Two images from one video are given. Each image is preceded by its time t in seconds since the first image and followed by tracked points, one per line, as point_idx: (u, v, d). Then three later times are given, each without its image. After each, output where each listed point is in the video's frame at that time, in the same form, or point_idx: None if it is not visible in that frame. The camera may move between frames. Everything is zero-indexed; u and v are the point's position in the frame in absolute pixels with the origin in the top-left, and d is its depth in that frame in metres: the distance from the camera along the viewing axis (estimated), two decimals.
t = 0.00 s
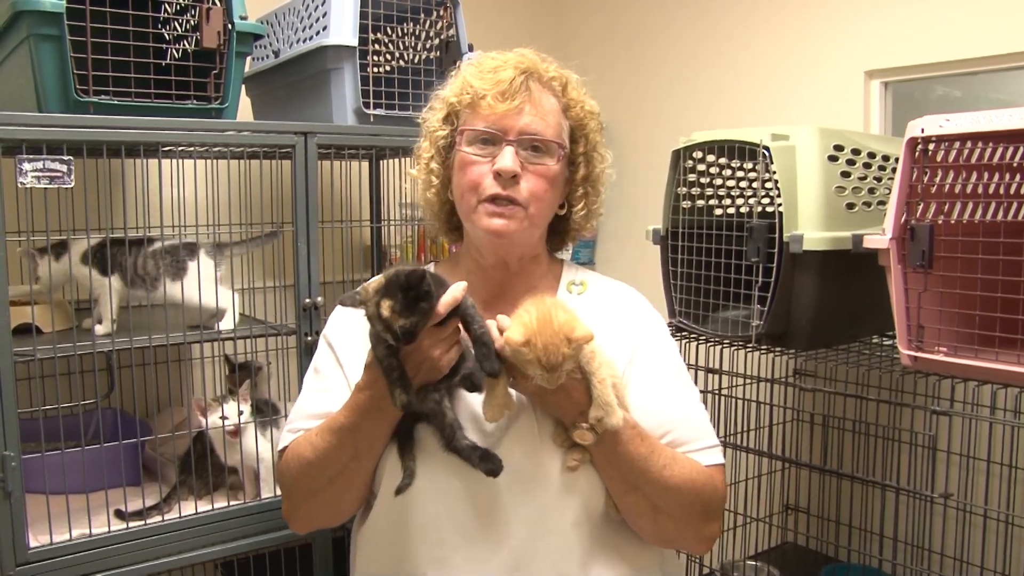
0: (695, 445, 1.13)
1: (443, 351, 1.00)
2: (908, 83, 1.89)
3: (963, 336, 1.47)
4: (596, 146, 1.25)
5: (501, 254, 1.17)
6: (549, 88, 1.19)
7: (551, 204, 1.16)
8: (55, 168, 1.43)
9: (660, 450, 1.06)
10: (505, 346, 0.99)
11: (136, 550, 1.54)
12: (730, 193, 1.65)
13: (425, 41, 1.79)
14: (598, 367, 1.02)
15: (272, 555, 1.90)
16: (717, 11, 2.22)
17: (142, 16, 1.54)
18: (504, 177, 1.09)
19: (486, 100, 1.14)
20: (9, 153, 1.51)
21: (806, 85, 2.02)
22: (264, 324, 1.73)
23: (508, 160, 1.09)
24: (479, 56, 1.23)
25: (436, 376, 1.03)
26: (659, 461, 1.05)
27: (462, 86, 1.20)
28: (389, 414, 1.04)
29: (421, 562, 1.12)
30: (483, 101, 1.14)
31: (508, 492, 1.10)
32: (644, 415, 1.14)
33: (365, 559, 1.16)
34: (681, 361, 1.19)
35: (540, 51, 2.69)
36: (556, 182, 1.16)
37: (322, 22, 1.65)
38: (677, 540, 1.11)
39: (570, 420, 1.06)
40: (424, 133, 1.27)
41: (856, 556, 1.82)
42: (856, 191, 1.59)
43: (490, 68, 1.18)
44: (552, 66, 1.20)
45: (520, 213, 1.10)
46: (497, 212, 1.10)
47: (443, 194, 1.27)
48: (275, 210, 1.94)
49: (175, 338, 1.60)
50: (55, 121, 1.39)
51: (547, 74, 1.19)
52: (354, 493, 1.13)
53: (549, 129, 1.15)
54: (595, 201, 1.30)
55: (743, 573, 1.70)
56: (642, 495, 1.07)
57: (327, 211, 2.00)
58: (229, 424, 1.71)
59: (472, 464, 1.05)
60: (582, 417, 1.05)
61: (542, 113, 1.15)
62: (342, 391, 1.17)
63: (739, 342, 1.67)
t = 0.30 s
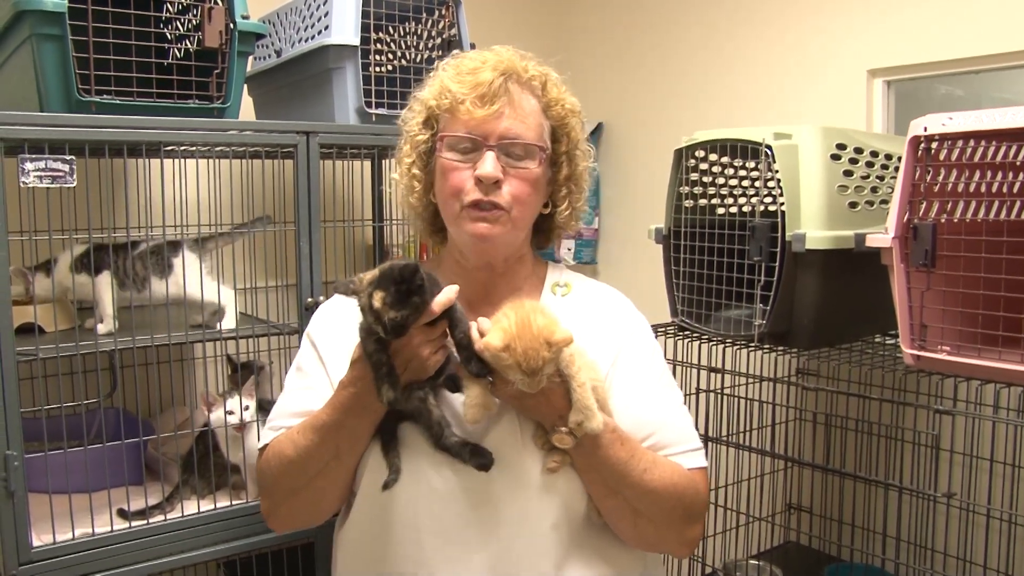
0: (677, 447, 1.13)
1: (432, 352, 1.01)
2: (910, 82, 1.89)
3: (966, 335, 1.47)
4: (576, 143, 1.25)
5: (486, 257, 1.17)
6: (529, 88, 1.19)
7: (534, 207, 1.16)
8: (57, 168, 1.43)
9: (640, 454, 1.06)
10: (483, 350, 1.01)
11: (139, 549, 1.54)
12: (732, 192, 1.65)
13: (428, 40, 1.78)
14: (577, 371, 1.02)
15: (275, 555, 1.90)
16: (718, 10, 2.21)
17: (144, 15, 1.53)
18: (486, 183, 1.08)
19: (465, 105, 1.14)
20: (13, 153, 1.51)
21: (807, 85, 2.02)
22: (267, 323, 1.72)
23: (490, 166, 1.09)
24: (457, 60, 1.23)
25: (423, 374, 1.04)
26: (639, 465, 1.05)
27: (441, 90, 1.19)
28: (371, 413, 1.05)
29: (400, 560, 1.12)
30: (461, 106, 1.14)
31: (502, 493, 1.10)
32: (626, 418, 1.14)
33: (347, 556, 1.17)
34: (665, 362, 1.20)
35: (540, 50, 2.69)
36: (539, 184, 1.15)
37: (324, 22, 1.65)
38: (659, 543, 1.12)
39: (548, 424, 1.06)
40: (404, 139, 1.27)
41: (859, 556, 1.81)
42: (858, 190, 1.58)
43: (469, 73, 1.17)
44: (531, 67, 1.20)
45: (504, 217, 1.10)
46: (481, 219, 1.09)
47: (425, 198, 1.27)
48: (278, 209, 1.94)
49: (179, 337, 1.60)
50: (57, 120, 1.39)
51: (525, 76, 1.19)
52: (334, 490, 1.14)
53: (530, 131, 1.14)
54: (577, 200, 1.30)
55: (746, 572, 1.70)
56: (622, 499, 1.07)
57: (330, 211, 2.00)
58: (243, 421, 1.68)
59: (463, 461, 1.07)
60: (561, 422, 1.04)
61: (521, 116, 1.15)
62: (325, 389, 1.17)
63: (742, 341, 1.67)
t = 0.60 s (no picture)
0: (654, 459, 1.12)
1: (398, 350, 1.07)
2: (919, 82, 1.88)
3: (973, 336, 1.46)
4: (554, 141, 1.25)
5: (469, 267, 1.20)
6: (503, 88, 1.19)
7: (516, 207, 1.16)
8: (64, 167, 1.43)
9: (609, 464, 1.05)
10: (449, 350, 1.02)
11: (146, 547, 1.54)
12: (739, 192, 1.64)
13: (434, 39, 1.79)
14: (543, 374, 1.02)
15: (281, 554, 1.90)
16: (722, 10, 2.21)
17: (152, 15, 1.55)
18: (463, 186, 1.09)
19: (436, 111, 1.15)
20: (21, 151, 1.52)
21: (811, 85, 2.02)
22: (274, 322, 1.72)
23: (466, 168, 1.10)
24: (429, 68, 1.24)
25: (390, 375, 1.09)
26: (608, 474, 1.04)
27: (413, 97, 1.21)
28: (338, 412, 1.10)
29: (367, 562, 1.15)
30: (432, 110, 1.16)
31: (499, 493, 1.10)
32: (604, 426, 1.13)
33: (320, 558, 1.21)
34: (649, 371, 1.18)
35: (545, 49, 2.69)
36: (517, 184, 1.15)
37: (331, 21, 1.65)
38: (633, 556, 1.10)
39: (515, 429, 1.07)
40: (382, 148, 1.30)
41: (866, 556, 1.81)
42: (866, 190, 1.58)
43: (439, 78, 1.19)
44: (503, 67, 1.21)
45: (483, 220, 1.11)
46: (462, 224, 1.11)
47: (406, 208, 1.30)
48: (285, 208, 1.95)
49: (187, 335, 1.60)
50: (63, 120, 1.39)
51: (495, 75, 1.19)
52: (306, 493, 1.19)
53: (504, 131, 1.15)
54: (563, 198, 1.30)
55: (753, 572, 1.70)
56: (592, 509, 1.06)
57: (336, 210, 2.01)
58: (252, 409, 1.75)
59: (433, 463, 1.09)
60: (526, 427, 1.05)
61: (494, 117, 1.15)
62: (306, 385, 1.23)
63: (749, 341, 1.67)
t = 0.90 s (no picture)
0: (642, 465, 1.09)
1: (379, 343, 1.11)
2: (936, 80, 1.87)
3: (992, 336, 1.46)
4: (548, 135, 1.23)
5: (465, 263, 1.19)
6: (492, 85, 1.19)
7: (509, 203, 1.16)
8: (82, 165, 1.43)
9: (590, 469, 1.03)
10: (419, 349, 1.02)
11: (162, 544, 1.55)
12: (755, 191, 1.64)
13: (449, 38, 1.79)
14: (518, 374, 1.00)
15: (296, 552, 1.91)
16: (736, 9, 2.21)
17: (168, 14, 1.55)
18: (452, 185, 1.09)
19: (423, 113, 1.16)
20: (41, 150, 1.53)
21: (826, 84, 2.02)
22: (289, 320, 1.71)
23: (454, 167, 1.10)
24: (421, 69, 1.24)
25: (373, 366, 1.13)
26: (588, 479, 1.02)
27: (403, 102, 1.22)
28: (324, 402, 1.15)
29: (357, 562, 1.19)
30: (421, 113, 1.16)
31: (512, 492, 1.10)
32: (592, 429, 1.11)
33: (318, 552, 1.25)
34: (645, 374, 1.15)
35: (557, 47, 2.69)
36: (509, 180, 1.15)
37: (347, 19, 1.65)
38: (617, 562, 1.08)
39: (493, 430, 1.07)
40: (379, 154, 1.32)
41: (882, 557, 1.80)
42: (883, 189, 1.57)
43: (426, 80, 1.19)
44: (493, 65, 1.20)
45: (473, 218, 1.11)
46: (454, 222, 1.11)
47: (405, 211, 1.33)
48: (300, 207, 1.95)
49: (203, 334, 1.61)
50: (78, 118, 1.40)
51: (483, 73, 1.19)
52: (297, 487, 1.25)
53: (493, 128, 1.14)
54: (560, 192, 1.28)
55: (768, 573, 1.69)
56: (572, 513, 1.04)
57: (351, 208, 2.01)
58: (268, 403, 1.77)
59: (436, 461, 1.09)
60: (504, 430, 1.05)
61: (481, 115, 1.15)
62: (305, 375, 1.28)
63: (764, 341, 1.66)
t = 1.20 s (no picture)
0: (640, 465, 1.06)
1: (374, 342, 1.12)
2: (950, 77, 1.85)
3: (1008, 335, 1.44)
4: (531, 130, 1.18)
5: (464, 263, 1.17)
6: (467, 87, 1.16)
7: (499, 206, 1.14)
8: (94, 164, 1.43)
9: (580, 469, 1.00)
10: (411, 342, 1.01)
11: (174, 543, 1.55)
12: (767, 190, 1.63)
13: (460, 36, 1.78)
14: (503, 372, 0.99)
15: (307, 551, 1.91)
16: (747, 7, 2.20)
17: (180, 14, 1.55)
18: (434, 200, 1.09)
19: (400, 127, 1.14)
20: (55, 150, 1.54)
21: (838, 81, 2.00)
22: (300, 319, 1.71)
23: (434, 181, 1.08)
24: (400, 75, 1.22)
25: (371, 365, 1.14)
26: (577, 478, 1.00)
27: (383, 114, 1.20)
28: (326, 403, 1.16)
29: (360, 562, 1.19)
30: (398, 128, 1.15)
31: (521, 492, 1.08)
32: (589, 428, 1.09)
33: (328, 553, 1.26)
34: (646, 371, 1.12)
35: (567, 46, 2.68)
36: (495, 184, 1.13)
37: (358, 18, 1.65)
38: (613, 562, 1.07)
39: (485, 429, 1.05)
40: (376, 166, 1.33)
41: (896, 558, 1.79)
42: (896, 187, 1.56)
43: (403, 89, 1.17)
44: (468, 67, 1.17)
45: (461, 228, 1.10)
46: (445, 236, 1.11)
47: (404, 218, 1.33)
48: (311, 207, 1.96)
49: (215, 332, 1.60)
50: (91, 117, 1.40)
51: (457, 76, 1.15)
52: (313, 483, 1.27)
53: (472, 132, 1.12)
54: (552, 187, 1.23)
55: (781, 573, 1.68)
56: (563, 512, 1.02)
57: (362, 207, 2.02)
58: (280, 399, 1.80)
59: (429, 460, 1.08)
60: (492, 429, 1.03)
61: (458, 121, 1.12)
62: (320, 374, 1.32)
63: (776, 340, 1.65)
